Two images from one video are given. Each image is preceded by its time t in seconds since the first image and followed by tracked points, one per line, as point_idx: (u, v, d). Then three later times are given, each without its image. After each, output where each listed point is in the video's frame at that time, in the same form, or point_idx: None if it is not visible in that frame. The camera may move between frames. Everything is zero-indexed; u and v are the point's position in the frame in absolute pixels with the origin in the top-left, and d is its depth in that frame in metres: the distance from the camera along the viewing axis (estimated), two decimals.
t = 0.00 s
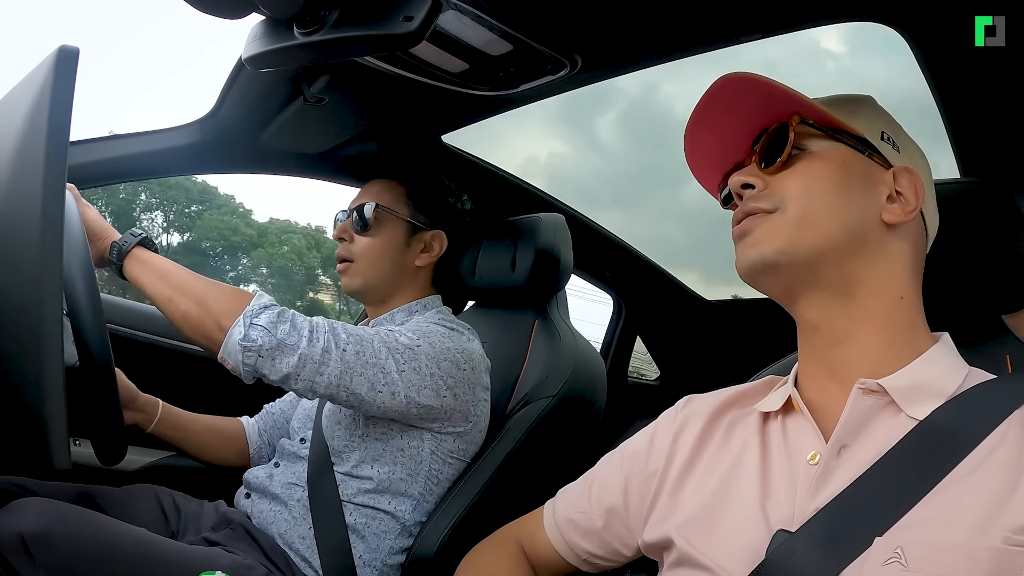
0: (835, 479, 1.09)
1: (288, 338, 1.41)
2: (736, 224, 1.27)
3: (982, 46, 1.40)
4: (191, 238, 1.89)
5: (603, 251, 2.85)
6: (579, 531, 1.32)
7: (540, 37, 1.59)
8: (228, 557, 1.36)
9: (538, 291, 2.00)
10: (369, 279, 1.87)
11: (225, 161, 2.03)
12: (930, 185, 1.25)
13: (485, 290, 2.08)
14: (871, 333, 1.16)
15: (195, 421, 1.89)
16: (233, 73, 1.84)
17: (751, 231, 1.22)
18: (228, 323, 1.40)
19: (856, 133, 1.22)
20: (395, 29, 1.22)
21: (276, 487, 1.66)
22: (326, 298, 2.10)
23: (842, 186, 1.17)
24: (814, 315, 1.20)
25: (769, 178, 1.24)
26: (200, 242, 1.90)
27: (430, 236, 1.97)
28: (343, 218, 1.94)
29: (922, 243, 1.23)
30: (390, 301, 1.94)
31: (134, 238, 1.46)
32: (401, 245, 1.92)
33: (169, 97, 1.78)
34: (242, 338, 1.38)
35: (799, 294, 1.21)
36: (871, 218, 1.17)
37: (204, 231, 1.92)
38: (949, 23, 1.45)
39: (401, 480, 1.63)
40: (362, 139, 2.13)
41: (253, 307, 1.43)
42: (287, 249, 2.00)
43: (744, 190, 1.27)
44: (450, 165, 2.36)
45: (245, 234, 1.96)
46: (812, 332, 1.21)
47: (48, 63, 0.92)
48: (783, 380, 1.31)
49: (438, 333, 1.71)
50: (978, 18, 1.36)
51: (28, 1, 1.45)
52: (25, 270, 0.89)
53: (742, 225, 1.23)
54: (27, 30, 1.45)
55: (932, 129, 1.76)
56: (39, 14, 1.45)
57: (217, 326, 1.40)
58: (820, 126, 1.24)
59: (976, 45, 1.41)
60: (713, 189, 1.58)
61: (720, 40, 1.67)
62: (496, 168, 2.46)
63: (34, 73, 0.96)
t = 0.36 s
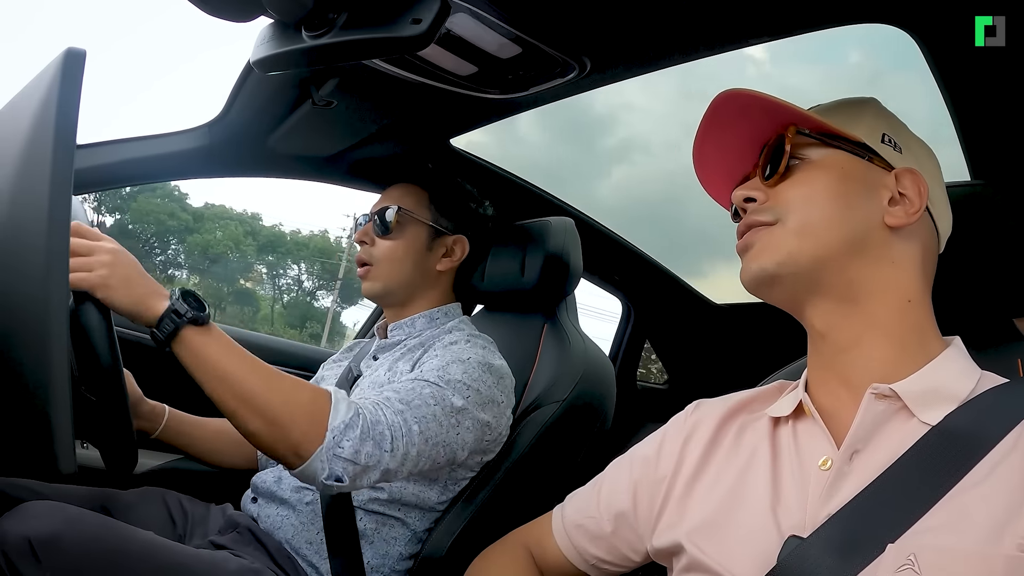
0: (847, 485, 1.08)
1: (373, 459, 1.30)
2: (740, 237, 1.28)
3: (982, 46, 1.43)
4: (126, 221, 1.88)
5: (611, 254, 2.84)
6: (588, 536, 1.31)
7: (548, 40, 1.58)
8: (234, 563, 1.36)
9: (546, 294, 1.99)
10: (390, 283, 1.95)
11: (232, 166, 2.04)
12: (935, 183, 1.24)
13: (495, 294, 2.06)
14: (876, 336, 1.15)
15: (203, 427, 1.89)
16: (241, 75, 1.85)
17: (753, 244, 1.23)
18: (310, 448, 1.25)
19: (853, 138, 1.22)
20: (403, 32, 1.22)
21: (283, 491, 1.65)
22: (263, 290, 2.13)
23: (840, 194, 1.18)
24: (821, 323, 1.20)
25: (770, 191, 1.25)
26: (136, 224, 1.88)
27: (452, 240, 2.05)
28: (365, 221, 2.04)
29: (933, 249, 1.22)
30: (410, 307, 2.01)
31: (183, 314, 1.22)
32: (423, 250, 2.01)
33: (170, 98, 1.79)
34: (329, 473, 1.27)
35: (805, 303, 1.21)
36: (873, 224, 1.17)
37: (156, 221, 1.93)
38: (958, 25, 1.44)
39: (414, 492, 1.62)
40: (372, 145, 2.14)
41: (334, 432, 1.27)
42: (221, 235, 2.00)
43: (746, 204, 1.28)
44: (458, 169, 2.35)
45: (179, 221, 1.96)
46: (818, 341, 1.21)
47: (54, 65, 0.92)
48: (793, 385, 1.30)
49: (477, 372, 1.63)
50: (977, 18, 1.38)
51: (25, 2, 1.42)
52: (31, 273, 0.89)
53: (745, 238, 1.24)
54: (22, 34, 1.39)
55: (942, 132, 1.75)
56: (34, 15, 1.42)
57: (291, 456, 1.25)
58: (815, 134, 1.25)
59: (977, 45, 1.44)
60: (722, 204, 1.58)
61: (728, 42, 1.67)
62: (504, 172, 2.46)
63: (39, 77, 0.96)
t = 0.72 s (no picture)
0: (854, 493, 1.07)
1: (412, 545, 1.43)
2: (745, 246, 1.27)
3: (982, 45, 1.42)
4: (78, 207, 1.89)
5: (620, 256, 2.83)
6: (594, 543, 1.30)
7: (554, 45, 1.57)
8: (242, 565, 1.38)
9: (554, 298, 1.99)
10: (398, 286, 1.95)
11: (238, 171, 2.04)
12: (944, 188, 1.23)
13: (502, 297, 2.07)
14: (884, 343, 1.14)
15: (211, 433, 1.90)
16: (249, 79, 1.84)
17: (759, 253, 1.22)
18: (363, 555, 1.38)
19: (857, 145, 1.22)
20: (406, 39, 1.23)
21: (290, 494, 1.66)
22: (221, 281, 2.14)
23: (847, 204, 1.17)
24: (829, 333, 1.19)
25: (776, 200, 1.24)
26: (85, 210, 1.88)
27: (463, 246, 2.04)
28: (375, 224, 2.04)
29: (943, 253, 1.21)
30: (417, 311, 2.00)
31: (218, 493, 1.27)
32: (431, 256, 2.00)
33: (170, 99, 1.82)
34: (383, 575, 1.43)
35: (812, 311, 1.20)
36: (879, 231, 1.16)
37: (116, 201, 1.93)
38: (967, 27, 1.42)
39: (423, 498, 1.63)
40: (381, 151, 2.14)
41: (381, 546, 1.39)
42: (177, 224, 2.01)
43: (752, 213, 1.26)
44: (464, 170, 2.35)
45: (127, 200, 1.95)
46: (828, 352, 1.20)
47: (58, 78, 0.93)
48: (801, 392, 1.29)
49: (491, 407, 1.65)
50: (978, 18, 1.37)
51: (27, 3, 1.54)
52: (35, 283, 0.89)
53: (752, 248, 1.23)
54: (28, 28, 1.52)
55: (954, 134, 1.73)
56: (36, 14, 1.54)
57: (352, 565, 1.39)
58: (818, 141, 1.24)
59: (977, 45, 1.43)
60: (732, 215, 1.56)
61: (735, 46, 1.65)
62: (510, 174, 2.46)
63: (42, 89, 0.97)
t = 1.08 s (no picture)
0: (852, 487, 1.08)
1: (401, 544, 1.42)
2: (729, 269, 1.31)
3: (984, 47, 1.42)
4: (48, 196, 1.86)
5: (616, 254, 2.83)
6: (592, 539, 1.30)
7: (552, 40, 1.57)
8: (239, 565, 1.37)
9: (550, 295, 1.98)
10: (400, 284, 1.95)
11: (232, 167, 2.03)
12: (920, 172, 1.21)
13: (498, 294, 2.07)
14: (867, 341, 1.14)
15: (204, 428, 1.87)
16: (245, 78, 1.85)
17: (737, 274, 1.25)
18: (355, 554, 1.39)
19: (814, 150, 1.24)
20: (404, 35, 1.22)
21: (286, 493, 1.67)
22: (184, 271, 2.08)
23: (813, 212, 1.19)
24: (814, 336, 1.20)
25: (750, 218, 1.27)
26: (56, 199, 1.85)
27: (465, 246, 2.05)
28: (376, 223, 2.03)
29: (930, 238, 1.20)
30: (417, 310, 2.01)
31: (211, 493, 1.27)
32: (435, 254, 2.01)
33: (171, 97, 1.82)
34: None
35: (798, 320, 1.22)
36: (846, 233, 1.17)
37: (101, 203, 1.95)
38: (966, 23, 1.42)
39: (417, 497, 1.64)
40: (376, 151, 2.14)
41: (373, 547, 1.40)
42: (149, 217, 1.98)
43: (732, 235, 1.30)
44: (463, 168, 2.34)
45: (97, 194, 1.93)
46: (819, 356, 1.20)
47: (55, 69, 0.92)
48: (798, 388, 1.30)
49: (483, 405, 1.64)
50: (978, 18, 1.37)
51: (27, 2, 1.53)
52: (32, 275, 0.89)
53: (731, 270, 1.26)
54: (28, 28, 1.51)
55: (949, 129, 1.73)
56: (35, 14, 1.53)
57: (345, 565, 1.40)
58: (777, 156, 1.28)
59: (977, 46, 1.45)
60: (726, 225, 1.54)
61: (733, 42, 1.65)
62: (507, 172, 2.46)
63: (39, 81, 0.96)
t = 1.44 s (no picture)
0: (837, 496, 1.09)
1: (388, 541, 1.43)
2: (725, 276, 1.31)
3: (984, 45, 1.39)
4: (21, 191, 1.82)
5: (608, 255, 2.83)
6: (579, 542, 1.31)
7: (540, 48, 1.57)
8: (227, 565, 1.40)
9: (541, 296, 1.99)
10: (394, 284, 1.96)
11: (225, 169, 2.02)
12: (912, 180, 1.21)
13: (488, 295, 2.08)
14: (858, 351, 1.15)
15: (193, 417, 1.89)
16: (233, 82, 1.83)
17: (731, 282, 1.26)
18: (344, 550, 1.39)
19: (808, 158, 1.24)
20: (389, 42, 1.23)
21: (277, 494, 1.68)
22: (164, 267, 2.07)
23: (805, 219, 1.20)
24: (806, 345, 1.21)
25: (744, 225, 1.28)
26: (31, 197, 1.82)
27: (460, 249, 2.04)
28: (372, 224, 2.03)
29: (922, 247, 1.20)
30: (411, 309, 2.02)
31: (199, 488, 1.28)
32: (430, 257, 2.01)
33: (170, 99, 1.84)
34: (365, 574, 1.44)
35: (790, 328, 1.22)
36: (838, 241, 1.18)
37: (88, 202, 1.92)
38: (961, 26, 1.42)
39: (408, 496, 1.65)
40: (369, 151, 2.14)
41: (360, 544, 1.40)
42: (135, 216, 1.97)
43: (727, 241, 1.31)
44: (455, 168, 2.35)
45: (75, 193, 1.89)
46: (810, 364, 1.21)
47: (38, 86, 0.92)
48: (786, 395, 1.30)
49: (474, 405, 1.65)
50: (977, 18, 1.36)
51: (27, 3, 1.57)
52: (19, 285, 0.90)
53: (725, 277, 1.27)
54: (30, 27, 1.55)
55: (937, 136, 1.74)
56: (35, 13, 1.58)
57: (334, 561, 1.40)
58: (772, 164, 1.28)
59: (978, 44, 1.41)
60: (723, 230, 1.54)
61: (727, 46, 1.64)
62: (501, 172, 2.45)
63: (23, 96, 0.96)
